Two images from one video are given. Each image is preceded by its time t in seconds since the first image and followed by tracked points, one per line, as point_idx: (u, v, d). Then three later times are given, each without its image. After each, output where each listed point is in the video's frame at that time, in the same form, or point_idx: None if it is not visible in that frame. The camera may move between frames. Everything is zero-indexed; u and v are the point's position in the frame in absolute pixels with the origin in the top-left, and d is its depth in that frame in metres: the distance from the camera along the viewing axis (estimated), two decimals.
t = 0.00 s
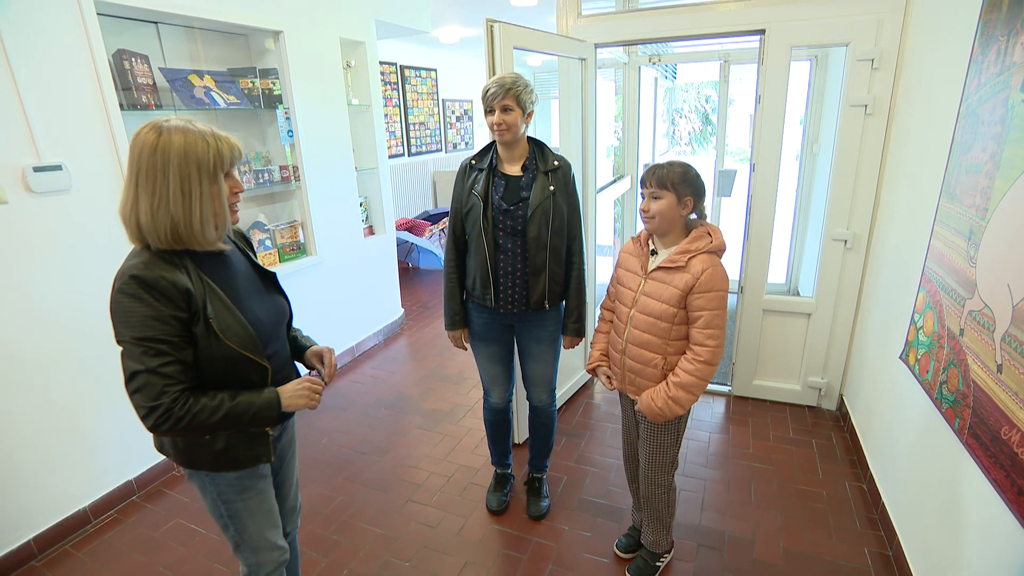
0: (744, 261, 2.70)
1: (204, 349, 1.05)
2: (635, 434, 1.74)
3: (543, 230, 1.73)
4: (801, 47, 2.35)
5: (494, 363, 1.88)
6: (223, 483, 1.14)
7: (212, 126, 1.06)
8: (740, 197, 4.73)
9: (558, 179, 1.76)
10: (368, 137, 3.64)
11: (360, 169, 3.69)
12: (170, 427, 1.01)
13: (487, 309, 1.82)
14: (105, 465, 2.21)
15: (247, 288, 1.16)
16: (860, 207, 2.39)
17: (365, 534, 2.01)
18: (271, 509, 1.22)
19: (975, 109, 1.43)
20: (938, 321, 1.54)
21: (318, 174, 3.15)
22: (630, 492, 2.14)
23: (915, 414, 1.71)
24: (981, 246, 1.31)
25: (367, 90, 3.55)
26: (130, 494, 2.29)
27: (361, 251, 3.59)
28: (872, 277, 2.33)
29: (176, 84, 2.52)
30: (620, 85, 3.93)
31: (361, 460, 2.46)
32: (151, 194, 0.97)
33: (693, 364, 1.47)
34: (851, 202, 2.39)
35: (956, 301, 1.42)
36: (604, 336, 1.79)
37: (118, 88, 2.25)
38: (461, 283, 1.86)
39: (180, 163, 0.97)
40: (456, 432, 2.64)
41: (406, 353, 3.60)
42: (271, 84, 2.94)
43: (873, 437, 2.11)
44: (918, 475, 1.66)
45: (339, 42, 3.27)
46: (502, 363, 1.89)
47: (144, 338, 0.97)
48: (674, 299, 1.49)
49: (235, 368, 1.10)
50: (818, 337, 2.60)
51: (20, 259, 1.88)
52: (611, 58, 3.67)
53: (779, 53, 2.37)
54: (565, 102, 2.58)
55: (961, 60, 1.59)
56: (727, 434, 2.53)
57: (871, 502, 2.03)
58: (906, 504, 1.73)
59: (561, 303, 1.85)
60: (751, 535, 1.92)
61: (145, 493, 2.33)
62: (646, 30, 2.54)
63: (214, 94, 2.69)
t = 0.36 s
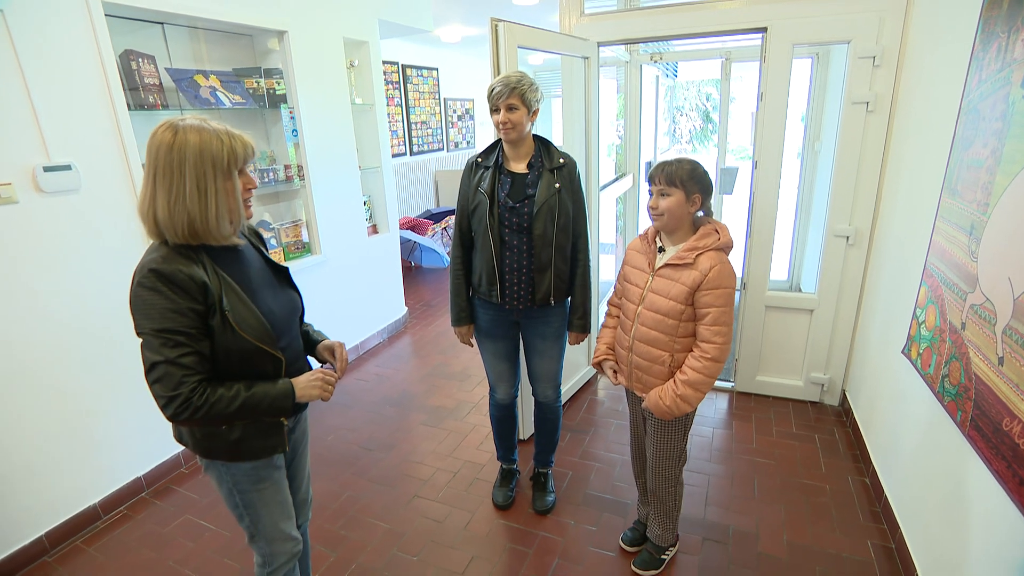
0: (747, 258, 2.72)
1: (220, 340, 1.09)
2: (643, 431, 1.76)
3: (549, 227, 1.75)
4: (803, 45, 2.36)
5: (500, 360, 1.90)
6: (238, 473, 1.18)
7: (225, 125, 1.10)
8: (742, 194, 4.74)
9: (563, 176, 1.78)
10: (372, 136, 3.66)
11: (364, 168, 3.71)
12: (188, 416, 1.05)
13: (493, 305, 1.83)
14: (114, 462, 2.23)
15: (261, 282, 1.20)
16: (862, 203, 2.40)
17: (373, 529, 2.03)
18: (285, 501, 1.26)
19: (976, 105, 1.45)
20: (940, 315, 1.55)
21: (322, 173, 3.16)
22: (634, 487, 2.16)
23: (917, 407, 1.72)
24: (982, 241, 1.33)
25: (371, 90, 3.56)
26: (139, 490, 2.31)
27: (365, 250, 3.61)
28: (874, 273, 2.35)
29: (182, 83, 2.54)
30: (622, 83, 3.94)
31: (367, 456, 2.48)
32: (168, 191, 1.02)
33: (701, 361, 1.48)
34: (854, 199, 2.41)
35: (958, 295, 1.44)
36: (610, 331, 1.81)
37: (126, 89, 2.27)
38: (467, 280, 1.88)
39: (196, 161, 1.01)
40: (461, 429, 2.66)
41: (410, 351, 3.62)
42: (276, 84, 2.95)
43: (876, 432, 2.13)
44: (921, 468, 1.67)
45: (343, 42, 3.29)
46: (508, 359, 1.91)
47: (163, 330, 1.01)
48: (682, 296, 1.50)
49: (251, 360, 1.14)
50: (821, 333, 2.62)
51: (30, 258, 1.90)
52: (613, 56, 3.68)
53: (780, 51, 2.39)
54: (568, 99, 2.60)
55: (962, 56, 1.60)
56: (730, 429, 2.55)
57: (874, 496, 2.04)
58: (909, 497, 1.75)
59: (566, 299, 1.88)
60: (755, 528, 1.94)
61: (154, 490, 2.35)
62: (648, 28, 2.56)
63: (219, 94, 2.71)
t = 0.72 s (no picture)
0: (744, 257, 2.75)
1: (227, 331, 1.11)
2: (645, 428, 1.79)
3: (550, 225, 1.77)
4: (800, 46, 2.39)
5: (500, 356, 1.92)
6: (245, 462, 1.20)
7: (238, 122, 1.12)
8: (738, 193, 4.78)
9: (564, 175, 1.80)
10: (372, 133, 3.67)
11: (363, 166, 3.72)
12: (195, 404, 1.07)
13: (495, 302, 1.86)
14: (115, 456, 2.24)
15: (270, 276, 1.22)
16: (858, 203, 2.43)
17: (373, 523, 2.06)
18: (291, 490, 1.28)
19: (969, 107, 1.48)
20: (933, 313, 1.58)
21: (322, 171, 3.18)
22: (632, 482, 2.19)
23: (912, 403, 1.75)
24: (974, 240, 1.36)
25: (371, 87, 3.57)
26: (140, 485, 2.33)
27: (365, 247, 3.63)
28: (869, 272, 2.38)
29: (184, 79, 2.55)
30: (621, 82, 3.97)
31: (367, 452, 2.50)
32: (182, 186, 1.04)
33: (701, 358, 1.51)
34: (849, 199, 2.44)
35: (950, 294, 1.47)
36: (612, 329, 1.83)
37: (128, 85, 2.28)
38: (469, 277, 1.90)
39: (210, 157, 1.03)
40: (460, 425, 2.69)
41: (409, 348, 3.64)
42: (277, 81, 2.98)
43: (870, 429, 2.16)
44: (914, 463, 1.71)
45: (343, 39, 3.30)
46: (508, 355, 1.93)
47: (172, 320, 1.03)
48: (683, 294, 1.53)
49: (257, 352, 1.15)
50: (817, 331, 2.66)
51: (33, 253, 1.91)
52: (612, 55, 3.71)
53: (778, 52, 2.42)
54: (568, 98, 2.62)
55: (956, 59, 1.63)
56: (726, 426, 2.58)
57: (868, 491, 2.08)
58: (903, 492, 1.78)
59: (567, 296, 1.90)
60: (750, 523, 1.98)
61: (155, 484, 2.36)
62: (648, 29, 2.58)
63: (221, 90, 2.73)
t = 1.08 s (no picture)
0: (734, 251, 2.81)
1: (234, 328, 1.14)
2: (643, 419, 1.83)
3: (545, 222, 1.82)
4: (784, 44, 2.45)
5: (498, 351, 1.96)
6: (255, 456, 1.24)
7: (244, 126, 1.16)
8: (728, 189, 4.84)
9: (557, 173, 1.85)
10: (365, 136, 3.70)
11: (358, 168, 3.75)
12: (203, 398, 1.10)
13: (492, 299, 1.90)
14: (117, 460, 2.26)
15: (278, 275, 1.25)
16: (844, 196, 2.49)
17: (376, 520, 2.09)
18: (301, 484, 1.31)
19: (946, 101, 1.53)
20: (917, 300, 1.64)
21: (317, 174, 3.20)
22: (629, 473, 2.24)
23: (900, 388, 1.81)
24: (953, 228, 1.41)
25: (363, 91, 3.60)
26: (143, 489, 2.34)
27: (360, 249, 3.66)
28: (856, 263, 2.44)
29: (179, 85, 2.58)
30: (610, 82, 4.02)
31: (368, 450, 2.53)
32: (191, 188, 1.07)
33: (697, 348, 1.55)
34: (835, 192, 2.50)
35: (933, 280, 1.52)
36: (611, 323, 1.88)
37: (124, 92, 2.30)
38: (466, 275, 1.94)
39: (217, 160, 1.07)
40: (459, 422, 2.72)
41: (406, 349, 3.66)
42: (271, 86, 3.02)
43: (860, 416, 2.22)
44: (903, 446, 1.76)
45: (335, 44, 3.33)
46: (506, 351, 1.97)
47: (180, 316, 1.06)
48: (678, 286, 1.58)
49: (263, 348, 1.18)
50: (807, 322, 2.71)
51: (33, 259, 1.93)
52: (600, 55, 3.76)
53: (763, 50, 2.47)
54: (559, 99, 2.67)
55: (933, 54, 1.69)
56: (721, 417, 2.63)
57: (859, 476, 2.14)
58: (893, 475, 1.84)
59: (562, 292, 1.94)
60: (746, 509, 2.03)
61: (158, 488, 2.38)
62: (636, 29, 2.63)
63: (215, 96, 2.77)
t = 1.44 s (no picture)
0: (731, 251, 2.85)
1: (246, 322, 1.18)
2: (644, 414, 1.87)
3: (546, 221, 1.86)
4: (779, 47, 2.50)
5: (500, 348, 2.00)
6: (268, 447, 1.28)
7: (257, 127, 1.20)
8: (725, 190, 4.90)
9: (557, 173, 1.90)
10: (366, 138, 3.74)
11: (359, 170, 3.80)
12: (216, 389, 1.14)
13: (495, 297, 1.94)
14: (125, 458, 2.29)
15: (289, 272, 1.29)
16: (838, 196, 2.54)
17: (381, 514, 2.12)
18: (312, 476, 1.35)
19: (934, 102, 1.58)
20: (908, 296, 1.68)
21: (319, 176, 3.24)
22: (629, 468, 2.28)
23: (893, 381, 1.86)
24: (942, 225, 1.46)
25: (364, 94, 3.65)
26: (150, 486, 2.38)
27: (362, 250, 3.70)
28: (850, 261, 2.49)
29: (185, 89, 2.61)
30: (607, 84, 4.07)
31: (371, 448, 2.56)
32: (206, 186, 1.11)
33: (698, 345, 1.60)
34: (829, 192, 2.55)
35: (923, 276, 1.57)
36: (613, 321, 1.92)
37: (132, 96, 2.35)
38: (469, 274, 1.98)
39: (231, 159, 1.11)
40: (461, 419, 2.76)
41: (407, 348, 3.70)
42: (274, 89, 3.08)
43: (855, 410, 2.26)
44: (897, 439, 1.80)
45: (337, 47, 3.37)
46: (508, 348, 2.02)
47: (195, 310, 1.10)
48: (679, 283, 1.62)
49: (275, 341, 1.22)
50: (803, 319, 2.76)
51: (44, 260, 1.97)
52: (598, 58, 3.81)
53: (758, 53, 2.52)
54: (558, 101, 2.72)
55: (922, 56, 1.74)
56: (718, 413, 2.68)
57: (854, 469, 2.18)
58: (886, 467, 1.88)
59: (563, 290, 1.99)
60: (744, 502, 2.07)
61: (164, 485, 2.41)
62: (633, 33, 2.68)
63: (220, 99, 2.79)
